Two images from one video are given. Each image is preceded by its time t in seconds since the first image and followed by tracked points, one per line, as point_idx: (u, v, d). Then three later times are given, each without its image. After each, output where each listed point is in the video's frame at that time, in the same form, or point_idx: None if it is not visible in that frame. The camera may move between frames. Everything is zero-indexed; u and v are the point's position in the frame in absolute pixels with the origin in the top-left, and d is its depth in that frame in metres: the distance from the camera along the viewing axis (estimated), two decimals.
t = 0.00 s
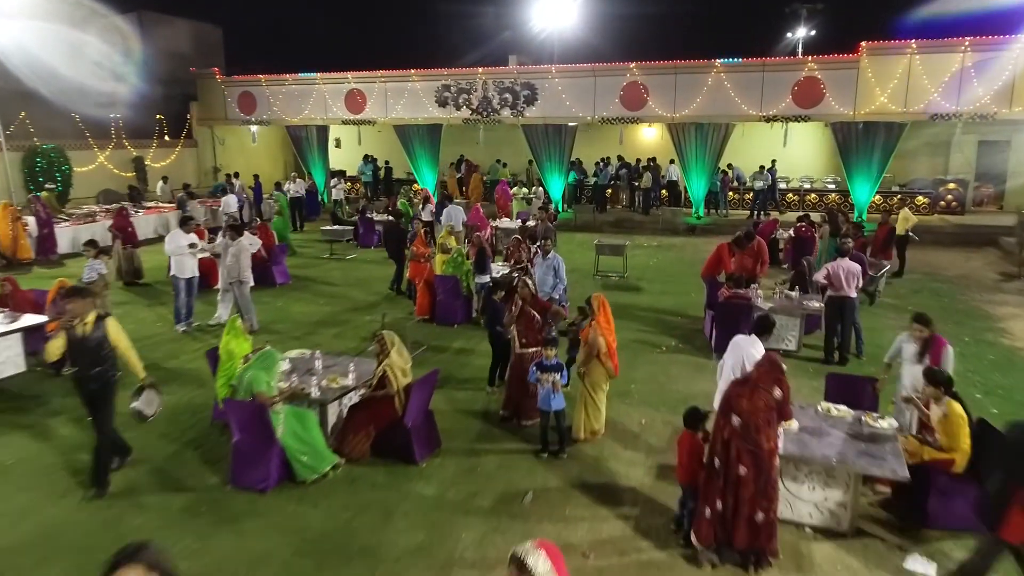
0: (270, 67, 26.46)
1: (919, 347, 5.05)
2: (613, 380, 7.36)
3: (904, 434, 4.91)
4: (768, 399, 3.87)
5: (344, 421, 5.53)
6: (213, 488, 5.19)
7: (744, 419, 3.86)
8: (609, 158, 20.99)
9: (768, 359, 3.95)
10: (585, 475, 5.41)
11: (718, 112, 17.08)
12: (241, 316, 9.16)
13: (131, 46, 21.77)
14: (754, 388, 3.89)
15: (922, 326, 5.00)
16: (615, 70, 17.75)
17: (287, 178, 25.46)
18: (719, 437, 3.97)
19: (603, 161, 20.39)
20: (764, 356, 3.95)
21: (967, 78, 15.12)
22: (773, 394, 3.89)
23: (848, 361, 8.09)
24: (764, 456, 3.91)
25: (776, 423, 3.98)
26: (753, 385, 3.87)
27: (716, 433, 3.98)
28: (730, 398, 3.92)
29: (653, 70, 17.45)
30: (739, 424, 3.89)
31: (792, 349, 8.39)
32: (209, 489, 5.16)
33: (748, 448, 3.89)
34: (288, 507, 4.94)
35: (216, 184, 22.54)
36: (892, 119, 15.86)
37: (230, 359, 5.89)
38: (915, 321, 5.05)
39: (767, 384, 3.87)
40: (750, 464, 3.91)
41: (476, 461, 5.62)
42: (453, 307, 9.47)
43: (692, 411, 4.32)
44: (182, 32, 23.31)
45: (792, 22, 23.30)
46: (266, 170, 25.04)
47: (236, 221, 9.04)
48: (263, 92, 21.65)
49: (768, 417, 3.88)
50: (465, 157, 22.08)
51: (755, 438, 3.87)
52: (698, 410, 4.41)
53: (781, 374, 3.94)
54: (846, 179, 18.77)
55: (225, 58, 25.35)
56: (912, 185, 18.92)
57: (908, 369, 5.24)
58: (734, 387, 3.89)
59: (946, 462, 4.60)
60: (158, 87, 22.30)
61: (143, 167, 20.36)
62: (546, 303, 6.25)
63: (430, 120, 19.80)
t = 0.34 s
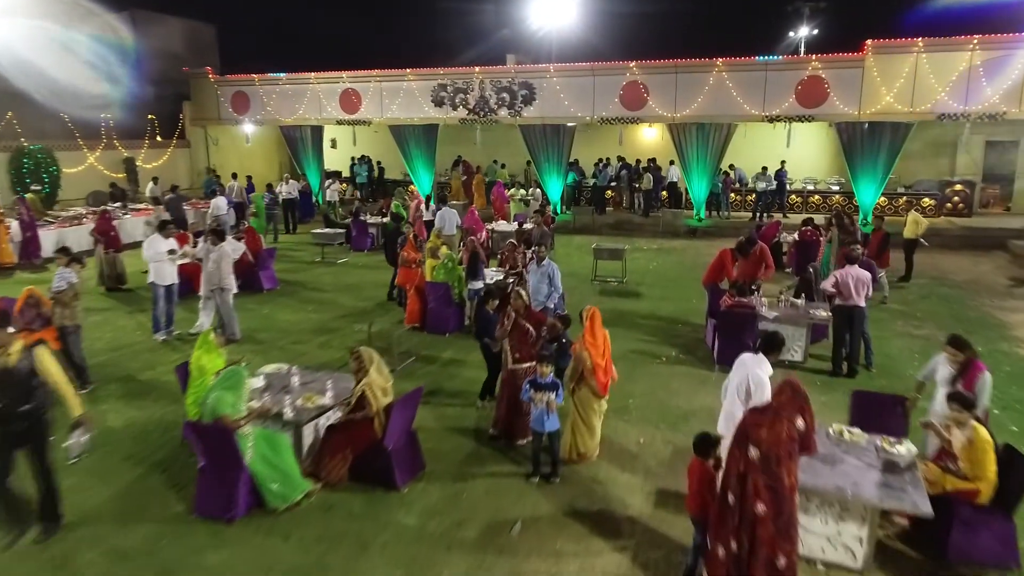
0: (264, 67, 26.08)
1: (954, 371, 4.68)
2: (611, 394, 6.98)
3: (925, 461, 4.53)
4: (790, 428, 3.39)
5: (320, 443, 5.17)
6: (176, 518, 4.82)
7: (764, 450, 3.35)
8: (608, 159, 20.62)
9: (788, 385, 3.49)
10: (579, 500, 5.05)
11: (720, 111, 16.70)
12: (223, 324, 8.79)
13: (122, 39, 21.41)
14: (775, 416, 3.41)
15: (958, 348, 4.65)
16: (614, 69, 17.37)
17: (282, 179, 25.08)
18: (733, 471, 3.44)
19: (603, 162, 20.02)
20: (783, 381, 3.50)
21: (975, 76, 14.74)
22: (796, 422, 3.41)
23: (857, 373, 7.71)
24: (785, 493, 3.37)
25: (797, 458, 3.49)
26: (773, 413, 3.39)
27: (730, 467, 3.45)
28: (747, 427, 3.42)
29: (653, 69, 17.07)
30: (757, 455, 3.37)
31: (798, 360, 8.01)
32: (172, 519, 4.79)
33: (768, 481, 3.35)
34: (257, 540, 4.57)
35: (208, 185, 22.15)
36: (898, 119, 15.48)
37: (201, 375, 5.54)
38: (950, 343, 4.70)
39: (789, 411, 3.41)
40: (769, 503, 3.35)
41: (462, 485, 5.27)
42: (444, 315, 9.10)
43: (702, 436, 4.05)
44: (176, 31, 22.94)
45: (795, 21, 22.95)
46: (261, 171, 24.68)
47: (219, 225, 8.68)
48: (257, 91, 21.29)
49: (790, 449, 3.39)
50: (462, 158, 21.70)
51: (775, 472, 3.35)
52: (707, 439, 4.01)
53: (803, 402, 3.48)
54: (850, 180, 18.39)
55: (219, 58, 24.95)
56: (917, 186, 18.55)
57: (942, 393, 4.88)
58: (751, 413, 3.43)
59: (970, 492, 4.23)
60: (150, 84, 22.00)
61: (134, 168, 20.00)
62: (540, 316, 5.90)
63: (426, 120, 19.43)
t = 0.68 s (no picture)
0: (258, 66, 25.65)
1: (984, 398, 4.29)
2: (606, 412, 6.56)
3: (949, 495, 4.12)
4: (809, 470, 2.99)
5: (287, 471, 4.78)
6: (129, 555, 4.41)
7: (782, 500, 2.95)
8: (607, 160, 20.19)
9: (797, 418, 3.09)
10: (569, 534, 4.64)
11: (721, 111, 16.27)
12: (200, 334, 8.37)
13: (114, 36, 20.88)
14: (790, 459, 3.00)
15: (990, 372, 4.26)
16: (613, 68, 16.95)
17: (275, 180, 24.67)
18: (750, 524, 3.05)
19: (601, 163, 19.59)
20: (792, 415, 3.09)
21: (985, 75, 14.31)
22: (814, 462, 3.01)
23: (867, 388, 7.28)
24: (809, 544, 2.98)
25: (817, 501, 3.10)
26: (788, 456, 2.99)
27: (745, 520, 3.05)
28: (761, 474, 3.02)
29: (653, 68, 16.64)
30: (774, 505, 2.97)
31: (804, 373, 7.57)
32: (124, 556, 4.38)
33: (790, 535, 2.96)
34: None
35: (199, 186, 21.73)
36: (903, 119, 15.04)
37: (162, 395, 5.13)
38: (981, 365, 4.31)
39: (805, 451, 3.00)
40: (794, 557, 2.96)
41: (443, 516, 4.86)
42: (432, 324, 8.66)
43: (709, 465, 3.55)
44: (169, 29, 22.48)
45: (797, 19, 22.51)
46: (254, 172, 24.27)
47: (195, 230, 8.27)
48: (249, 91, 20.88)
49: (809, 494, 3.00)
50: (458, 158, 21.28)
51: (797, 523, 2.95)
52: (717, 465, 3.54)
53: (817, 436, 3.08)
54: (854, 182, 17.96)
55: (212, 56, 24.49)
56: (923, 188, 18.12)
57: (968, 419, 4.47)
58: (762, 457, 3.03)
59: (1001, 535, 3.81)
60: (141, 82, 21.51)
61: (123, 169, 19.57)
62: (531, 331, 5.50)
63: (421, 120, 19.00)
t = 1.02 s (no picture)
0: (253, 65, 25.31)
1: (1004, 429, 3.95)
2: (601, 430, 6.19)
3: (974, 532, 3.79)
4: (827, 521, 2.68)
5: (255, 499, 4.41)
6: None
7: (801, 558, 2.65)
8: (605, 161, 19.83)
9: (805, 460, 2.79)
10: (558, 569, 4.27)
11: (722, 111, 15.91)
12: (178, 344, 8.01)
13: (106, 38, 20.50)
14: (806, 509, 2.69)
15: (1012, 400, 3.91)
16: (612, 67, 16.58)
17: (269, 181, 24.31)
18: None
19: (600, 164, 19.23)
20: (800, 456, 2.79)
21: (993, 75, 13.93)
22: (831, 512, 2.71)
23: (876, 403, 6.91)
24: None
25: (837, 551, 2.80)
26: (805, 507, 2.69)
27: None
28: (775, 529, 2.71)
29: (653, 67, 16.27)
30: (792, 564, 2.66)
31: (810, 386, 7.19)
32: None
33: None
34: None
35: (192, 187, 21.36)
36: (908, 118, 14.67)
37: (122, 416, 4.76)
38: (1001, 393, 3.95)
39: (821, 499, 2.70)
40: None
41: (422, 548, 4.49)
42: (420, 332, 8.29)
43: (721, 504, 3.18)
44: (163, 28, 22.09)
45: (800, 18, 22.16)
46: (248, 172, 23.92)
47: (172, 235, 7.89)
48: (242, 91, 20.56)
49: (830, 546, 2.72)
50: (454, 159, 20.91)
51: None
52: (728, 503, 3.19)
53: (830, 478, 2.79)
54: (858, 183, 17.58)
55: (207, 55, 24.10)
56: (928, 190, 17.74)
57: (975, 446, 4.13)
58: (773, 511, 2.72)
59: None
60: (133, 83, 21.10)
61: (114, 170, 19.22)
62: (521, 346, 5.20)
63: (416, 120, 18.63)
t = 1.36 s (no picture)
0: (246, 64, 24.95)
1: (993, 482, 3.57)
2: (595, 450, 5.82)
3: None
4: None
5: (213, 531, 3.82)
6: None
7: None
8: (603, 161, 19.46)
9: (829, 513, 2.74)
10: None
11: (723, 111, 15.53)
12: (153, 356, 7.65)
13: (95, 37, 19.99)
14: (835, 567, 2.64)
15: (998, 443, 3.54)
16: (611, 65, 16.20)
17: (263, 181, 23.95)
18: None
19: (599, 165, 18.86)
20: (824, 510, 2.74)
21: (1002, 73, 13.55)
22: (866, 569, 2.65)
23: (887, 419, 6.54)
24: None
25: None
26: (832, 567, 2.64)
27: None
28: None
29: (652, 65, 15.90)
30: None
31: (816, 400, 6.82)
32: None
33: None
34: None
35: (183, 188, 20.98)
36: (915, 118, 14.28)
37: (72, 438, 4.39)
38: (985, 434, 3.58)
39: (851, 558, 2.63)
40: None
41: None
42: (407, 342, 7.93)
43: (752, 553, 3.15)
44: (155, 26, 21.73)
45: (801, 16, 21.79)
46: (241, 173, 23.57)
47: (148, 241, 7.50)
48: (235, 90, 20.22)
49: None
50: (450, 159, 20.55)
51: None
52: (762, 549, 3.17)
53: (859, 533, 2.70)
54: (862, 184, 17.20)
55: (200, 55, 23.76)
56: (933, 191, 17.37)
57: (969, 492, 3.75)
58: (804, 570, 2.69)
59: None
60: (124, 82, 20.60)
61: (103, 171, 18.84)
62: (507, 364, 4.79)
63: (411, 120, 18.27)
